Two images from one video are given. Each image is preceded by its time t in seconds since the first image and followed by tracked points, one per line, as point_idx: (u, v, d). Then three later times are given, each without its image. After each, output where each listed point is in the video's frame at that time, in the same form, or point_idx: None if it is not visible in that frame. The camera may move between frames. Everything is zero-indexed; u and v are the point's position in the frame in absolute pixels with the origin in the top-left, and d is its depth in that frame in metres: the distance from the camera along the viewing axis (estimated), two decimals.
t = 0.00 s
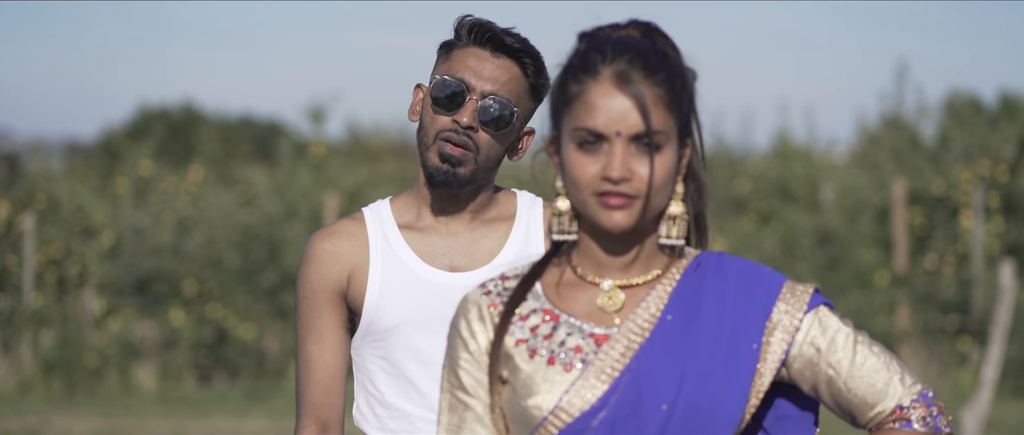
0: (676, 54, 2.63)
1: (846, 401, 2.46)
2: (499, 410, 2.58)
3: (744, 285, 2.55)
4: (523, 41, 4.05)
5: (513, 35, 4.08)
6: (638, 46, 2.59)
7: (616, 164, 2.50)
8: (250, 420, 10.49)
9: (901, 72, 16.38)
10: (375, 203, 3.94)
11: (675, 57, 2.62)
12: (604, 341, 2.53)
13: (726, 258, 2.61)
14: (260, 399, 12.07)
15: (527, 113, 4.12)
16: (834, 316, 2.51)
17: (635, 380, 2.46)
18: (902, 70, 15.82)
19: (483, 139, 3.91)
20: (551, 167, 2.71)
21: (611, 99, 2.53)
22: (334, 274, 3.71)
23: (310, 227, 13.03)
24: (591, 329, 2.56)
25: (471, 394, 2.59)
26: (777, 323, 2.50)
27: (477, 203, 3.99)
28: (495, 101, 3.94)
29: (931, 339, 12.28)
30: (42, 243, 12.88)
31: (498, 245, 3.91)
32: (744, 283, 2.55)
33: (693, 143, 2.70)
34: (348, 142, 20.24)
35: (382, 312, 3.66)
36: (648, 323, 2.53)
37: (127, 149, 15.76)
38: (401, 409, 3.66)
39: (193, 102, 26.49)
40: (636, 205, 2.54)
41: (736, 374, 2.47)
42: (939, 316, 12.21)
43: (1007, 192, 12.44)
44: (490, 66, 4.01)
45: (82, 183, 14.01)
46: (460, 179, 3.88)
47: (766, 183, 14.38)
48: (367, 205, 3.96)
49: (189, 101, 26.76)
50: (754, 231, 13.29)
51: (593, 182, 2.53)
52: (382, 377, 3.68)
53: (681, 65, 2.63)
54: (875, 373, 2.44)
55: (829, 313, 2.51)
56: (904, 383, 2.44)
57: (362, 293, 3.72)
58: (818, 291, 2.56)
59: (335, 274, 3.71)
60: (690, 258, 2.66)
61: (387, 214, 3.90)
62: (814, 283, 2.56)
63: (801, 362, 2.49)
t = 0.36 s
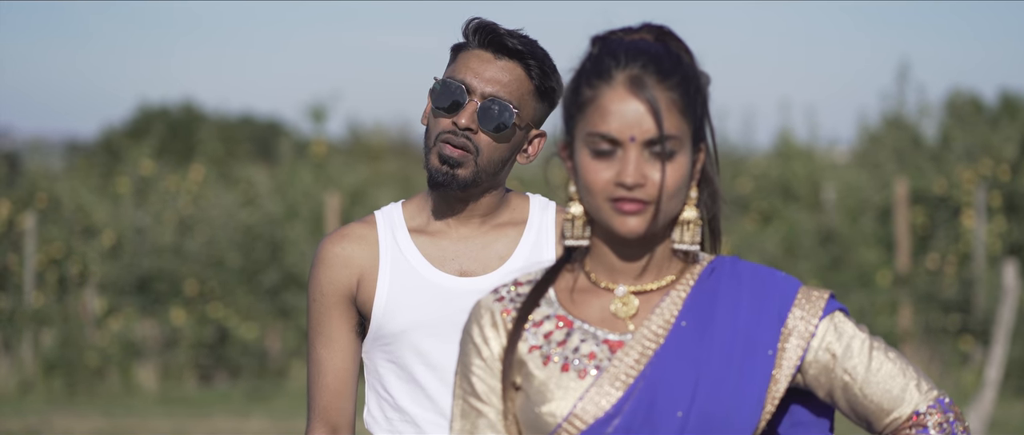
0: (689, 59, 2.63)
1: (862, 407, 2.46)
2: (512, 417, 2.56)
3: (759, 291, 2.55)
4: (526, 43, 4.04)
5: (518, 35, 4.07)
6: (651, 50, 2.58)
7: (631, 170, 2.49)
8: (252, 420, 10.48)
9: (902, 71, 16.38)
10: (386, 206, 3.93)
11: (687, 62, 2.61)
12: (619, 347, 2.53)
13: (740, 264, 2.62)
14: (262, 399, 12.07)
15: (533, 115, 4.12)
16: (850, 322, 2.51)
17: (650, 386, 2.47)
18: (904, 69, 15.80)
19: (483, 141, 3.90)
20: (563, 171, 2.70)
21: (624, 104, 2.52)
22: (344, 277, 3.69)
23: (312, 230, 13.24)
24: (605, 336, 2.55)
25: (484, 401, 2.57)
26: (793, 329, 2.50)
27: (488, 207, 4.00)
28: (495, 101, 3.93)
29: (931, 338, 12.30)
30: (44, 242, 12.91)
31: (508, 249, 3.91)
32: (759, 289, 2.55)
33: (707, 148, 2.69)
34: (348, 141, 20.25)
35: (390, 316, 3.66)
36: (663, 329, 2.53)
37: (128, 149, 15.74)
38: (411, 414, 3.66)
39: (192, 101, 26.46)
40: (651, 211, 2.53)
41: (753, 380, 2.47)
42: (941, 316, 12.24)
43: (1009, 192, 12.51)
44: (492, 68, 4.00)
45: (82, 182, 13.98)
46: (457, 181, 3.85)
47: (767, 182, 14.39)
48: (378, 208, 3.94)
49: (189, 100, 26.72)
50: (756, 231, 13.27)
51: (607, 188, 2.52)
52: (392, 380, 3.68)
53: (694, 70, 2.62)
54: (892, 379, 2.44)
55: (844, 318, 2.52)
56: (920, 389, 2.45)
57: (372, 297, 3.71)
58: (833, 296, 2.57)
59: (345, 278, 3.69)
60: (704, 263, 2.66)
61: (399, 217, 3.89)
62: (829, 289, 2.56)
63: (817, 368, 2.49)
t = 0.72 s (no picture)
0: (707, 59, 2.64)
1: (878, 408, 2.47)
2: (527, 418, 2.60)
3: (776, 292, 2.55)
4: (527, 44, 4.03)
5: (519, 36, 4.06)
6: (669, 52, 2.59)
7: (650, 172, 2.51)
8: (249, 420, 10.45)
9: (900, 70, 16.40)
10: (389, 206, 3.93)
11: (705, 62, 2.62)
12: (634, 349, 2.55)
13: (756, 265, 2.62)
14: (258, 399, 12.05)
15: (536, 116, 4.12)
16: (866, 322, 2.52)
17: (667, 388, 2.48)
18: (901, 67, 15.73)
19: (486, 142, 3.90)
20: (580, 170, 2.72)
21: (644, 106, 2.53)
22: (347, 278, 3.70)
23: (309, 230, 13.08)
24: (621, 337, 2.57)
25: (499, 401, 2.61)
26: (809, 330, 2.50)
27: (492, 208, 3.98)
28: (497, 103, 3.92)
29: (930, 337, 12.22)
30: (40, 241, 12.84)
31: (512, 252, 3.88)
32: (775, 290, 2.55)
33: (724, 149, 2.70)
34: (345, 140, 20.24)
35: (394, 316, 3.66)
36: (679, 330, 2.55)
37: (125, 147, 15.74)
38: (415, 415, 3.66)
39: (188, 99, 26.42)
40: (669, 213, 2.55)
41: (770, 382, 2.47)
42: (938, 316, 12.21)
43: (1007, 191, 12.57)
44: (494, 69, 4.00)
45: (79, 180, 13.96)
46: (462, 182, 3.86)
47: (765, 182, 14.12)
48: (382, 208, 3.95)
49: (185, 98, 26.68)
50: (753, 230, 13.26)
51: (626, 190, 2.54)
52: (395, 382, 3.68)
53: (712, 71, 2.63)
54: (908, 379, 2.45)
55: (860, 319, 2.52)
56: (936, 389, 2.45)
57: (374, 297, 3.71)
58: (848, 297, 2.57)
59: (348, 280, 3.70)
60: (719, 262, 2.69)
61: (402, 217, 3.89)
62: (845, 289, 2.57)
63: (833, 368, 2.49)
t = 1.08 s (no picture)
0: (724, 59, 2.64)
1: (889, 407, 2.50)
2: (535, 416, 2.59)
3: (787, 291, 2.56)
4: (514, 40, 4.01)
5: (505, 33, 4.05)
6: (686, 50, 2.59)
7: (664, 170, 2.50)
8: (240, 420, 10.42)
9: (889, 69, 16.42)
10: (377, 205, 3.92)
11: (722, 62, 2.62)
12: (644, 347, 2.55)
13: (767, 263, 2.64)
14: (249, 398, 12.02)
15: (525, 111, 4.12)
16: (877, 321, 2.54)
17: (678, 386, 2.49)
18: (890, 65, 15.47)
19: (476, 140, 3.89)
20: (593, 166, 2.71)
21: (659, 103, 2.52)
22: (337, 275, 3.68)
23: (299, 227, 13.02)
24: (631, 335, 2.58)
25: (508, 400, 2.60)
26: (820, 328, 2.52)
27: (484, 207, 3.98)
28: (486, 101, 3.92)
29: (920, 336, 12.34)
30: (29, 240, 12.82)
31: (504, 252, 3.88)
32: (786, 289, 2.57)
33: (736, 149, 2.70)
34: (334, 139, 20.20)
35: (393, 316, 3.66)
36: (690, 329, 2.56)
37: (113, 146, 15.68)
38: (405, 414, 3.68)
39: (176, 97, 26.32)
40: (682, 212, 2.55)
41: (780, 381, 2.49)
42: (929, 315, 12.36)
43: (997, 190, 12.66)
44: (481, 66, 3.99)
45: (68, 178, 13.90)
46: (453, 181, 3.85)
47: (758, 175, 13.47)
48: (371, 206, 3.94)
49: (173, 97, 26.58)
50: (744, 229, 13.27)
51: (638, 188, 2.54)
52: (384, 381, 3.70)
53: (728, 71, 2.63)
54: (920, 378, 2.48)
55: (872, 318, 2.54)
56: (947, 389, 2.49)
57: (365, 296, 3.70)
58: (859, 296, 2.59)
59: (337, 278, 3.68)
60: (731, 260, 2.69)
61: (391, 215, 3.88)
62: (856, 288, 2.59)
63: (843, 368, 2.52)
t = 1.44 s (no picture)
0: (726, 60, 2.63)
1: (893, 411, 2.46)
2: (539, 419, 2.58)
3: (790, 295, 2.54)
4: (514, 46, 3.95)
5: (503, 39, 3.98)
6: (688, 52, 2.58)
7: (664, 173, 2.51)
8: (232, 420, 10.40)
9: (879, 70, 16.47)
10: (388, 208, 3.94)
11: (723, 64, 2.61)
12: (647, 350, 2.54)
13: (772, 265, 2.62)
14: (241, 399, 12.00)
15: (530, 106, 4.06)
16: (882, 324, 2.52)
17: (679, 388, 2.48)
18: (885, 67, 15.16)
19: (502, 152, 3.87)
20: (595, 168, 2.71)
21: (659, 106, 2.52)
22: (348, 282, 3.71)
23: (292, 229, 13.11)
24: (634, 338, 2.56)
25: (511, 402, 2.59)
26: (824, 332, 2.50)
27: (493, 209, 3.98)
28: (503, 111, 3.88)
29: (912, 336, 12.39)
30: (21, 240, 12.74)
31: (515, 253, 3.88)
32: (790, 293, 2.55)
33: (740, 151, 2.69)
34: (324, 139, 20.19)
35: (399, 319, 3.67)
36: (692, 332, 2.54)
37: (103, 147, 15.64)
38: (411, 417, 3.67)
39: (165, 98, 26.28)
40: (682, 213, 2.55)
41: (783, 385, 2.47)
42: (920, 316, 12.35)
43: (988, 190, 12.69)
44: (488, 78, 3.94)
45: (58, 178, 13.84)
46: (491, 192, 3.88)
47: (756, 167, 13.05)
48: (380, 210, 3.96)
49: (163, 97, 26.54)
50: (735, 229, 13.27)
51: (638, 190, 2.54)
52: (396, 384, 3.70)
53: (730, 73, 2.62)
54: (924, 382, 2.45)
55: (876, 321, 2.52)
56: (952, 393, 2.45)
57: (377, 301, 3.72)
58: (864, 299, 2.57)
59: (349, 284, 3.71)
60: (736, 263, 2.67)
61: (401, 219, 3.90)
62: (861, 291, 2.56)
63: (848, 371, 2.49)
